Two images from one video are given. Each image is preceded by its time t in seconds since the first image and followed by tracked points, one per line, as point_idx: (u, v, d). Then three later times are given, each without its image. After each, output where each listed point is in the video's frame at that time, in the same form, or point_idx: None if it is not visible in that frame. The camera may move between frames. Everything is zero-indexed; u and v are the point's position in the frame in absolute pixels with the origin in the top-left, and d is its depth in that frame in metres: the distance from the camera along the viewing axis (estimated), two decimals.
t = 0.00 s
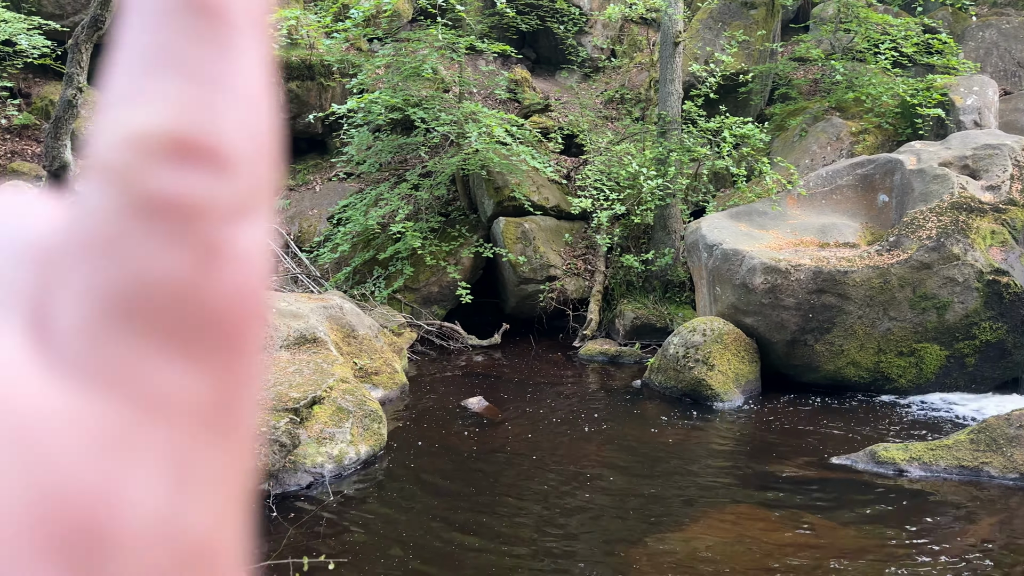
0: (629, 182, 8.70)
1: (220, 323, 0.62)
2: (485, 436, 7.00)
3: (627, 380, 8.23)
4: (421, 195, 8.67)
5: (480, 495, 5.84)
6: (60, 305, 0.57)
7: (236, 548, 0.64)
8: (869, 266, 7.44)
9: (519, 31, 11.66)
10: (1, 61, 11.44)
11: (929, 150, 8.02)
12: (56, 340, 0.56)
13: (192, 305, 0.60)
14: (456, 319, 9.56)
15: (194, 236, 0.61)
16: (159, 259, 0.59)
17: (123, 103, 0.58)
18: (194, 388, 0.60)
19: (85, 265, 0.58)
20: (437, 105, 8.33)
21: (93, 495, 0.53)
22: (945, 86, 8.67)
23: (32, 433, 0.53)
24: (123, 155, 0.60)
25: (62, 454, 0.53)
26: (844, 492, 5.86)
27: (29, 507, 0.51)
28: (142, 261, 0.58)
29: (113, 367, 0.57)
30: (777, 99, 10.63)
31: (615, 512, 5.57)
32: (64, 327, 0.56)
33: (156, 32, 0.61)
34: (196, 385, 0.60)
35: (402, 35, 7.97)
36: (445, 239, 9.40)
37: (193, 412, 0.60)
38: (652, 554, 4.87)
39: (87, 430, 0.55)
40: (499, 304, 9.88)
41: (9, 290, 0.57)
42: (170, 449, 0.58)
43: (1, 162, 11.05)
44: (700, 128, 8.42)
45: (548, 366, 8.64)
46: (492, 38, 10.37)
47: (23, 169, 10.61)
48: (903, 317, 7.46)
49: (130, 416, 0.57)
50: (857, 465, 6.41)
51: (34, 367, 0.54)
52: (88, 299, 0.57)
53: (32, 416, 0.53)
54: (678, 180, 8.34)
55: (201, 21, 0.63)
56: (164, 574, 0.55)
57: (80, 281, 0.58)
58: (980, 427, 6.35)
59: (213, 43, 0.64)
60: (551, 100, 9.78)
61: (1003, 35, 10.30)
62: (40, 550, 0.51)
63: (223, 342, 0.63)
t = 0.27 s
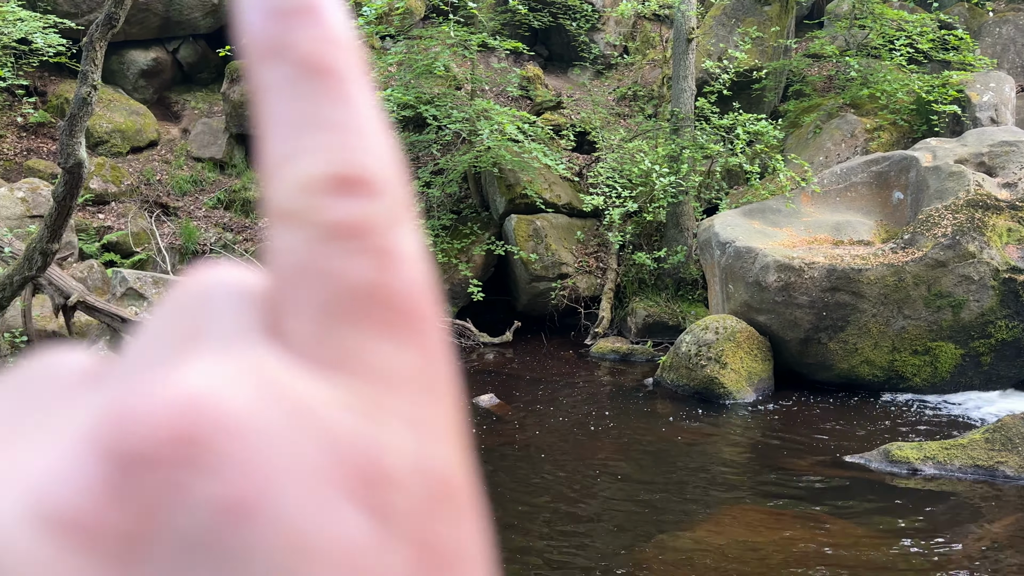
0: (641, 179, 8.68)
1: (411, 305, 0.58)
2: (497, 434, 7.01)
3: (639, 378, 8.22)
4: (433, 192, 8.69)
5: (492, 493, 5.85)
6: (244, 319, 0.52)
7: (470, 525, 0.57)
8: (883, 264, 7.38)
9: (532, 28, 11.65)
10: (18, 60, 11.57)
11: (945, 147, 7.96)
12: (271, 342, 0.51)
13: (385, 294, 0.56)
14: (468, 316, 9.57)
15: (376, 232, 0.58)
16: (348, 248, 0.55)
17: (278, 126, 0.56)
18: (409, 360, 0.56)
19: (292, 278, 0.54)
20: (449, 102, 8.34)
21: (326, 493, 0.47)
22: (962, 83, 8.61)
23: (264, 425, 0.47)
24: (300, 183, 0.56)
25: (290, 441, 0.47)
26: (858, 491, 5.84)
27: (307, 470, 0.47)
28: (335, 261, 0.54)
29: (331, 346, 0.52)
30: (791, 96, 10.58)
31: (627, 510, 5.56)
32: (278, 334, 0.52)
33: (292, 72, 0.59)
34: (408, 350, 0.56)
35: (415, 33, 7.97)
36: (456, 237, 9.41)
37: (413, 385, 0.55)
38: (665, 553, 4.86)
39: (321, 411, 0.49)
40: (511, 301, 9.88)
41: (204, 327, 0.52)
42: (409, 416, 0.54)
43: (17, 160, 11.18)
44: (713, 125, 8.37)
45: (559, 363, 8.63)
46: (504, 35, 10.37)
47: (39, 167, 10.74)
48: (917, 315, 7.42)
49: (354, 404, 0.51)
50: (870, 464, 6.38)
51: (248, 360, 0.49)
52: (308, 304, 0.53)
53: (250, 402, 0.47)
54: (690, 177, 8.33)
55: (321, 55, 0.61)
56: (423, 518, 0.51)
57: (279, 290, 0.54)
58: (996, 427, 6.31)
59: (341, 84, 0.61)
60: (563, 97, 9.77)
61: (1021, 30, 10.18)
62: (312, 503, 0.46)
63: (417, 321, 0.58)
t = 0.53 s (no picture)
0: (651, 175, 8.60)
1: (417, 336, 0.54)
2: (505, 431, 6.96)
3: (648, 376, 8.15)
4: (441, 188, 8.63)
5: (500, 491, 5.80)
6: (250, 349, 0.50)
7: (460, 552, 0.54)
8: (896, 261, 7.29)
9: (540, 23, 11.58)
10: (25, 56, 11.57)
11: (959, 143, 7.85)
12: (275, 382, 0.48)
13: (392, 327, 0.53)
14: (476, 314, 9.51)
15: (383, 258, 0.53)
16: (358, 282, 0.51)
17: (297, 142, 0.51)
18: (405, 391, 0.52)
19: (294, 304, 0.50)
20: (457, 98, 8.31)
21: (310, 526, 0.45)
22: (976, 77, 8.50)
23: (248, 455, 0.45)
24: (311, 209, 0.52)
25: (281, 470, 0.46)
26: (870, 490, 5.77)
27: (287, 504, 0.45)
28: (340, 288, 0.51)
29: (330, 384, 0.49)
30: (803, 90, 10.47)
31: (636, 509, 5.51)
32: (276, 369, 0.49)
33: (306, 94, 0.53)
34: (409, 386, 0.53)
35: (423, 27, 7.91)
36: (464, 233, 9.35)
37: (413, 422, 0.52)
38: (675, 552, 4.81)
39: (313, 443, 0.47)
40: (519, 298, 9.82)
41: (204, 349, 0.50)
42: (400, 447, 0.51)
43: (24, 157, 11.18)
44: (723, 120, 8.29)
45: (568, 361, 8.57)
46: (512, 29, 10.30)
47: (47, 163, 10.74)
48: (930, 312, 7.34)
49: (355, 431, 0.49)
50: (882, 463, 6.31)
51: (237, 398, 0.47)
52: (311, 337, 0.50)
53: (247, 434, 0.45)
54: (701, 172, 8.18)
55: (344, 66, 0.55)
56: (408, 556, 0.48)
57: (282, 323, 0.50)
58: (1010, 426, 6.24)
59: (365, 100, 0.55)
60: (572, 92, 9.70)
61: None
62: (301, 546, 0.45)
63: (423, 354, 0.55)
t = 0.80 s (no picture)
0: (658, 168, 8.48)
1: (324, 364, 0.62)
2: (510, 428, 6.88)
3: (655, 372, 8.06)
4: (444, 182, 8.51)
5: (504, 488, 5.73)
6: (179, 363, 0.60)
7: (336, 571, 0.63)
8: (907, 257, 7.15)
9: (546, 14, 11.43)
10: (26, 49, 11.50)
11: (970, 136, 7.70)
12: (193, 398, 0.58)
13: (298, 356, 0.60)
14: (480, 309, 9.42)
15: (303, 289, 0.61)
16: (264, 315, 0.59)
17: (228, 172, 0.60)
18: (303, 415, 0.61)
19: (212, 332, 0.59)
20: (461, 90, 8.20)
21: (199, 529, 0.55)
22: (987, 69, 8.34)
23: (145, 461, 0.55)
24: (235, 236, 0.60)
25: (181, 477, 0.55)
26: (880, 487, 5.69)
27: (184, 515, 0.55)
28: (249, 320, 0.59)
29: (237, 408, 0.58)
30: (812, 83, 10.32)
31: (642, 507, 5.43)
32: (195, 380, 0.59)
33: (251, 114, 0.61)
34: (307, 412, 0.61)
35: (427, 19, 7.79)
36: (469, 228, 9.25)
37: (305, 442, 0.61)
38: (682, 551, 4.74)
39: (209, 455, 0.56)
40: (524, 293, 9.72)
41: (137, 369, 0.59)
42: (290, 466, 0.59)
43: (26, 151, 11.13)
44: (732, 112, 8.16)
45: (574, 357, 8.48)
46: (518, 21, 10.16)
47: (48, 157, 10.67)
48: (941, 308, 7.24)
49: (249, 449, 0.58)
50: (892, 460, 6.22)
51: (150, 413, 0.57)
52: (221, 359, 0.59)
53: (159, 445, 0.55)
54: (708, 166, 8.13)
55: (287, 92, 0.62)
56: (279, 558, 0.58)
57: (200, 339, 0.60)
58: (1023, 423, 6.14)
59: (307, 130, 0.63)
60: (578, 85, 9.58)
61: None
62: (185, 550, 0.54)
63: (329, 380, 0.63)
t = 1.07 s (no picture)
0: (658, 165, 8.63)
1: (344, 348, 0.48)
2: (511, 421, 7.01)
3: (654, 367, 8.17)
4: (448, 179, 8.64)
5: (507, 479, 5.87)
6: (166, 345, 0.45)
7: None
8: (904, 252, 7.32)
9: (548, 14, 11.57)
10: (35, 48, 11.66)
11: (967, 133, 7.82)
12: (182, 385, 0.43)
13: (313, 343, 0.46)
14: (482, 305, 9.54)
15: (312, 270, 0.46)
16: (277, 289, 0.45)
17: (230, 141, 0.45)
18: (317, 405, 0.46)
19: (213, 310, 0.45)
20: (465, 89, 8.31)
21: (191, 544, 0.40)
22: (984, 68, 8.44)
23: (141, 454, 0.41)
24: (240, 215, 0.46)
25: (167, 476, 0.41)
26: (876, 479, 5.80)
27: (166, 512, 0.40)
28: (260, 298, 0.44)
29: (241, 389, 0.44)
30: (811, 81, 10.42)
31: (642, 498, 5.55)
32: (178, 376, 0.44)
33: (261, 101, 0.47)
34: (323, 399, 0.46)
35: (430, 19, 7.92)
36: (471, 224, 9.38)
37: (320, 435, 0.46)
38: (679, 541, 4.87)
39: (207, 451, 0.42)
40: (526, 289, 9.84)
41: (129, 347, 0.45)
42: (301, 461, 0.44)
43: (35, 148, 11.30)
44: (731, 110, 8.28)
45: (575, 352, 8.59)
46: (519, 21, 10.30)
47: (57, 155, 10.83)
48: (938, 303, 7.36)
49: (252, 438, 0.43)
50: (888, 453, 6.34)
51: (146, 398, 0.42)
52: (221, 338, 0.44)
53: (140, 431, 0.41)
54: (707, 163, 8.27)
55: (303, 79, 0.48)
56: None
57: (199, 320, 0.45)
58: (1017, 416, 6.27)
59: (315, 119, 0.48)
60: (579, 83, 9.70)
61: None
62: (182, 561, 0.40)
63: (346, 367, 0.48)
